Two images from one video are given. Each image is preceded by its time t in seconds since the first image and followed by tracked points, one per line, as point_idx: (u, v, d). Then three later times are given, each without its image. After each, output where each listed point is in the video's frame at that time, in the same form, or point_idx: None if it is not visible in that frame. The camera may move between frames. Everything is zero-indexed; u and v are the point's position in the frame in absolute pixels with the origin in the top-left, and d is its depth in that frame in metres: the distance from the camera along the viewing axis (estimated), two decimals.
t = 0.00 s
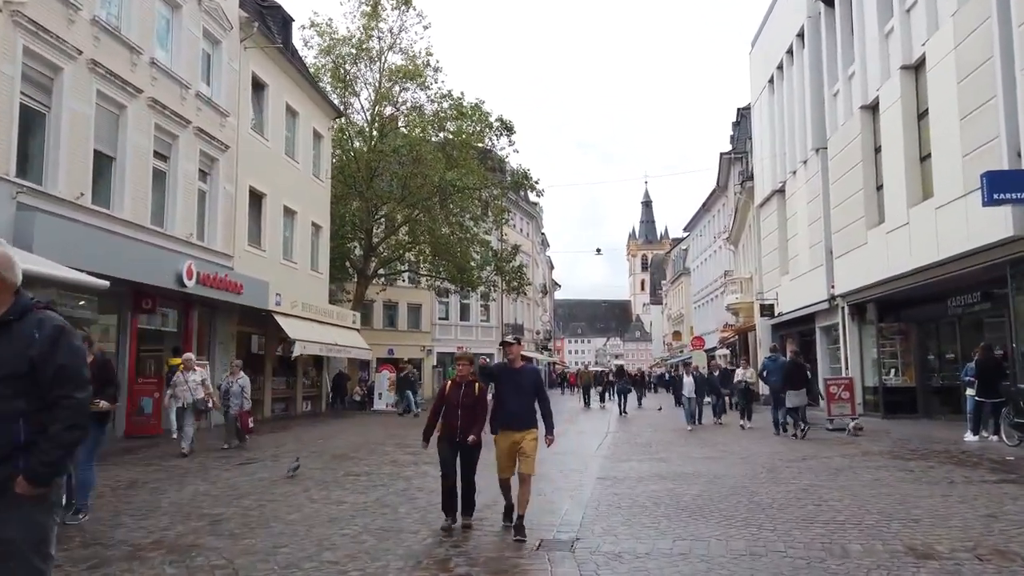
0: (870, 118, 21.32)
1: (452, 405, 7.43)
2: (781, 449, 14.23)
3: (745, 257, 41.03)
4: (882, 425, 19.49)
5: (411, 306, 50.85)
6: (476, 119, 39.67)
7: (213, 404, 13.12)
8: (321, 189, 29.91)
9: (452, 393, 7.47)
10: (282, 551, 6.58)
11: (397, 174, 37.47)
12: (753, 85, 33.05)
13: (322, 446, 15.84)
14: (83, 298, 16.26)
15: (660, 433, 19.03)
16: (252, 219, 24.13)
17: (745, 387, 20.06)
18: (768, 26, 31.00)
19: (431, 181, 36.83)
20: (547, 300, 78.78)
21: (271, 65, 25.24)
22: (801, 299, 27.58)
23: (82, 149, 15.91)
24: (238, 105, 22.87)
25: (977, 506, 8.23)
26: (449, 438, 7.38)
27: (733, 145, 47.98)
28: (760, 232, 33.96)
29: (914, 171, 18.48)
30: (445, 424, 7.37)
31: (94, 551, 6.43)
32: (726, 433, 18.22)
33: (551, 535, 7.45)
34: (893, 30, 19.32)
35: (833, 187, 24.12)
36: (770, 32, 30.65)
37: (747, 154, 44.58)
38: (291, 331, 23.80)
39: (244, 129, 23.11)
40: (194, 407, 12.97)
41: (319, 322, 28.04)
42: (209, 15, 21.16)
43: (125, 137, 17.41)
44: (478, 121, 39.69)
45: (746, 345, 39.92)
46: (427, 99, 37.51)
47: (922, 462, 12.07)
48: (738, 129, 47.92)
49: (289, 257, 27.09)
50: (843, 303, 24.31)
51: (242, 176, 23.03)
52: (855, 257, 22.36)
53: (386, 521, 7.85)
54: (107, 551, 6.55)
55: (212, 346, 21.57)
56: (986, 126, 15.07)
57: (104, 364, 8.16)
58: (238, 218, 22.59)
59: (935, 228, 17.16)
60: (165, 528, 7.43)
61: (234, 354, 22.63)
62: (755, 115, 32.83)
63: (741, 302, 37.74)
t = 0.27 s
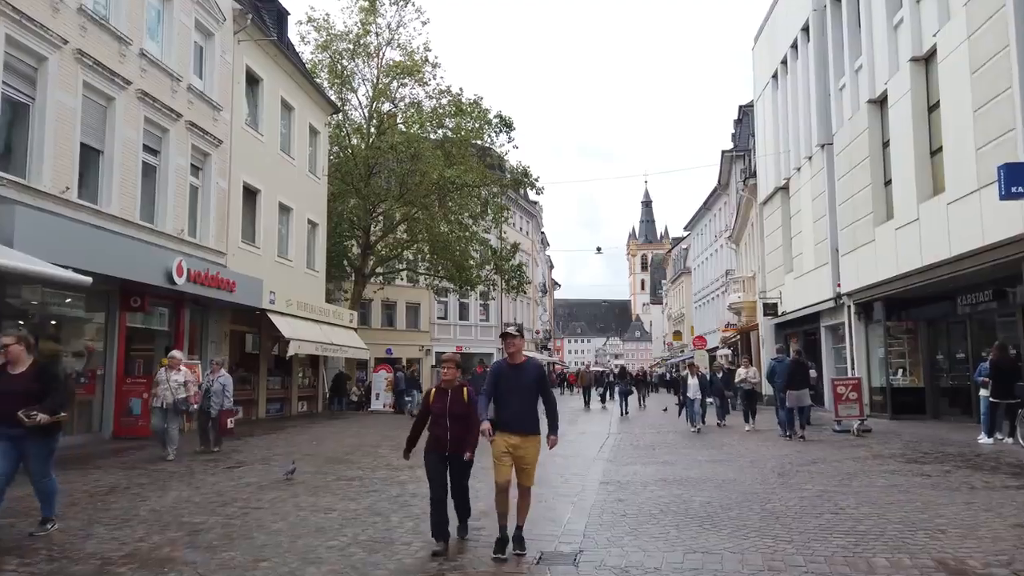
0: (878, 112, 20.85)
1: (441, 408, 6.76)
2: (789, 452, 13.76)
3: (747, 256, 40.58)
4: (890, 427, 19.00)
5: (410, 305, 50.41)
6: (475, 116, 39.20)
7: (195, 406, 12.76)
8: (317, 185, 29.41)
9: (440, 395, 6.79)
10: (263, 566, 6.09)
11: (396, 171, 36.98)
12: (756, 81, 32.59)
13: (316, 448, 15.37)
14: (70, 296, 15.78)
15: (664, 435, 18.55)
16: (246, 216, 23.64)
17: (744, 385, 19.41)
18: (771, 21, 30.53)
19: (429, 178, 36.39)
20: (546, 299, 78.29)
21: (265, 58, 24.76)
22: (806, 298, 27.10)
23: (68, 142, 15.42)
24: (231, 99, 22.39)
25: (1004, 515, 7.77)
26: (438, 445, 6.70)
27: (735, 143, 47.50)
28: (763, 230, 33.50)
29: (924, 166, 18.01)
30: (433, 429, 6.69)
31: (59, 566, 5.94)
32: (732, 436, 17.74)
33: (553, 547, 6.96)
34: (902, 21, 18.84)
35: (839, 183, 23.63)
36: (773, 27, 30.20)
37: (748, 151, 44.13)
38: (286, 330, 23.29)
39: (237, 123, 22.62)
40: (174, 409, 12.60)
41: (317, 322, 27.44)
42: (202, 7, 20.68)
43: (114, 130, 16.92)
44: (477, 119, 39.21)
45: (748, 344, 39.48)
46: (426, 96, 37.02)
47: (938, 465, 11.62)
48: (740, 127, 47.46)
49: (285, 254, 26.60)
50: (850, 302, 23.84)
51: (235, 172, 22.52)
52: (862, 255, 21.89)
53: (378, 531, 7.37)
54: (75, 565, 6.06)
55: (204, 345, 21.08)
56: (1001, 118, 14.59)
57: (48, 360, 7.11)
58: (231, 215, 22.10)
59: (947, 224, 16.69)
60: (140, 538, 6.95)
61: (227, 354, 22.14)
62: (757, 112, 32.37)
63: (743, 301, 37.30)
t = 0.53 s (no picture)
0: (887, 104, 20.37)
1: (428, 408, 6.08)
2: (799, 453, 13.29)
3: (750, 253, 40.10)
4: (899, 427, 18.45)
5: (409, 303, 49.94)
6: (475, 112, 38.74)
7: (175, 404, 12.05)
8: (314, 181, 28.93)
9: (428, 393, 6.14)
10: None
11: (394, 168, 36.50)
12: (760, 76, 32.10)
13: (310, 449, 14.90)
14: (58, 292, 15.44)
15: (668, 435, 18.07)
16: (241, 211, 23.16)
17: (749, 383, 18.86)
18: (775, 15, 30.03)
19: (428, 174, 35.92)
20: (547, 298, 77.80)
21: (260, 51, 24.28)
22: (812, 295, 26.61)
23: (54, 132, 14.95)
24: (226, 92, 21.92)
25: None
26: (423, 450, 6.02)
27: (737, 140, 47.01)
28: (767, 228, 33.00)
29: (936, 159, 17.53)
30: (420, 432, 6.01)
31: None
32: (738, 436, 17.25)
33: (556, 555, 6.46)
34: (913, 11, 18.36)
35: (846, 178, 23.15)
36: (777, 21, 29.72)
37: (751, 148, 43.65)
38: (281, 327, 22.81)
39: (232, 117, 22.15)
40: (153, 410, 11.88)
41: (312, 318, 26.75)
42: None
43: (102, 122, 16.45)
44: (477, 115, 38.76)
45: (751, 343, 39.01)
46: (425, 91, 36.54)
47: (956, 467, 11.16)
48: (742, 124, 46.97)
49: (281, 251, 26.13)
50: (857, 299, 23.37)
51: (229, 166, 22.05)
52: (870, 251, 21.40)
53: (368, 538, 6.89)
54: None
55: (197, 343, 20.61)
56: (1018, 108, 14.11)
57: None
58: (225, 210, 21.62)
59: (960, 218, 16.22)
60: (112, 546, 6.46)
61: (220, 351, 21.63)
62: (761, 107, 31.89)
63: (746, 299, 36.83)
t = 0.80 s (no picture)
0: (895, 98, 19.88)
1: (410, 418, 5.23)
2: (809, 457, 12.78)
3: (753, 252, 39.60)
4: (909, 429, 17.95)
5: (408, 303, 49.44)
6: (474, 109, 38.23)
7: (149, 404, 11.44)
8: (310, 178, 28.40)
9: (411, 400, 5.28)
10: None
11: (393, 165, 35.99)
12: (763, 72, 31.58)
13: (303, 452, 14.39)
14: (40, 289, 14.90)
15: (671, 437, 17.56)
16: (234, 208, 22.63)
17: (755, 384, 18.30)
18: (779, 9, 29.50)
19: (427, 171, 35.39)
20: (546, 298, 77.29)
21: (254, 44, 23.75)
22: (817, 294, 26.09)
23: (37, 124, 14.44)
24: (218, 86, 21.41)
25: None
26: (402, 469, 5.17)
27: (739, 137, 46.48)
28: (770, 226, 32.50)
29: (948, 153, 17.03)
30: (399, 447, 5.17)
31: None
32: (745, 439, 16.73)
33: (557, 573, 5.95)
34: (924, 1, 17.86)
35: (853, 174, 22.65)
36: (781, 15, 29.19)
37: (753, 146, 43.15)
38: (275, 326, 22.29)
39: (225, 111, 21.65)
40: (125, 410, 11.27)
41: (309, 318, 26.34)
42: None
43: (89, 114, 15.94)
44: (476, 112, 38.25)
45: (754, 343, 38.50)
46: (424, 87, 36.00)
47: (976, 472, 10.66)
48: (745, 122, 46.45)
49: (276, 249, 25.62)
50: (864, 298, 22.86)
51: (222, 161, 21.53)
52: (878, 249, 20.91)
53: (355, 553, 6.39)
54: None
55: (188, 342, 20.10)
56: None
57: None
58: (218, 206, 21.11)
59: (974, 214, 15.71)
60: (76, 563, 5.96)
61: (213, 351, 21.14)
62: (765, 103, 31.37)
63: (749, 299, 36.33)
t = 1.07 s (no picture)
0: (900, 89, 19.44)
1: (374, 415, 4.61)
2: (815, 456, 12.31)
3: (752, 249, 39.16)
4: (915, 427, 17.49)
5: (404, 300, 48.94)
6: (470, 104, 37.78)
7: (114, 402, 10.86)
8: (302, 172, 27.89)
9: (376, 394, 4.65)
10: None
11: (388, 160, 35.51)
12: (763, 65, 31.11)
13: (290, 451, 13.90)
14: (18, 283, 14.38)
15: (671, 436, 17.08)
16: (224, 201, 22.11)
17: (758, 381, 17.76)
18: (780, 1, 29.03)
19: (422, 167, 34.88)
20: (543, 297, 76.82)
21: (244, 34, 23.22)
22: (819, 290, 25.63)
23: (15, 111, 13.92)
24: (206, 76, 20.88)
25: None
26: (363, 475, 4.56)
27: (738, 134, 46.03)
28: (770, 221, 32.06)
29: (956, 144, 16.58)
30: (361, 449, 4.58)
31: None
32: (747, 438, 16.25)
33: None
34: None
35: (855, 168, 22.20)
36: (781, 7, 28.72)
37: (752, 142, 42.72)
38: (265, 323, 21.78)
39: (213, 102, 21.14)
40: (88, 409, 10.69)
41: (299, 314, 25.74)
42: None
43: (70, 102, 15.43)
44: (473, 107, 37.79)
45: (753, 341, 38.05)
46: (419, 82, 35.52)
47: (990, 471, 10.22)
48: (744, 118, 46.04)
49: (267, 244, 25.12)
50: (867, 294, 22.39)
51: (210, 153, 20.99)
52: (882, 243, 20.46)
53: (334, 560, 5.91)
54: None
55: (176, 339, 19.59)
56: None
57: None
58: (206, 199, 20.59)
59: (983, 205, 15.26)
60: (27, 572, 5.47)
61: (202, 348, 20.63)
62: (765, 97, 30.90)
63: (749, 296, 35.88)
